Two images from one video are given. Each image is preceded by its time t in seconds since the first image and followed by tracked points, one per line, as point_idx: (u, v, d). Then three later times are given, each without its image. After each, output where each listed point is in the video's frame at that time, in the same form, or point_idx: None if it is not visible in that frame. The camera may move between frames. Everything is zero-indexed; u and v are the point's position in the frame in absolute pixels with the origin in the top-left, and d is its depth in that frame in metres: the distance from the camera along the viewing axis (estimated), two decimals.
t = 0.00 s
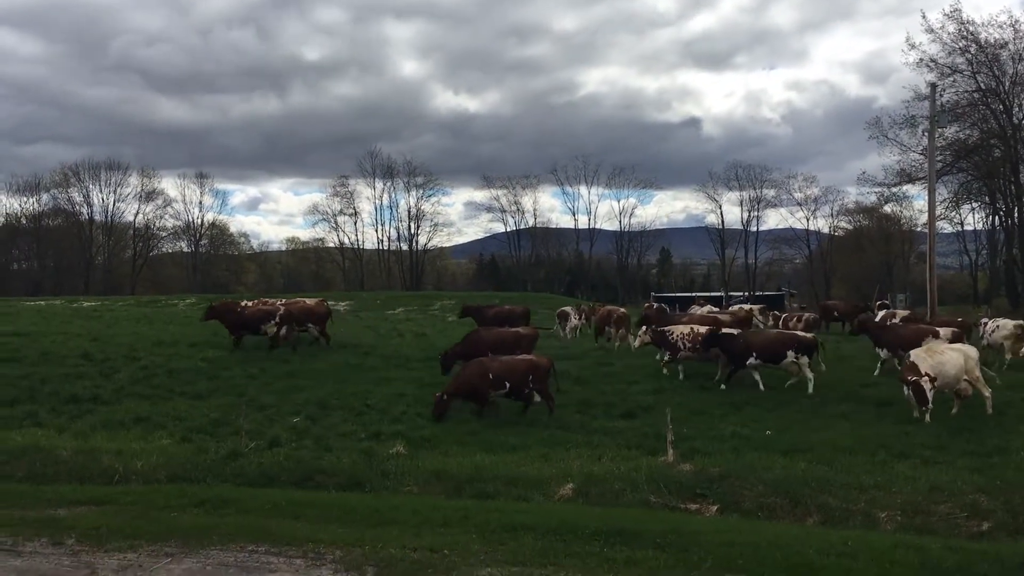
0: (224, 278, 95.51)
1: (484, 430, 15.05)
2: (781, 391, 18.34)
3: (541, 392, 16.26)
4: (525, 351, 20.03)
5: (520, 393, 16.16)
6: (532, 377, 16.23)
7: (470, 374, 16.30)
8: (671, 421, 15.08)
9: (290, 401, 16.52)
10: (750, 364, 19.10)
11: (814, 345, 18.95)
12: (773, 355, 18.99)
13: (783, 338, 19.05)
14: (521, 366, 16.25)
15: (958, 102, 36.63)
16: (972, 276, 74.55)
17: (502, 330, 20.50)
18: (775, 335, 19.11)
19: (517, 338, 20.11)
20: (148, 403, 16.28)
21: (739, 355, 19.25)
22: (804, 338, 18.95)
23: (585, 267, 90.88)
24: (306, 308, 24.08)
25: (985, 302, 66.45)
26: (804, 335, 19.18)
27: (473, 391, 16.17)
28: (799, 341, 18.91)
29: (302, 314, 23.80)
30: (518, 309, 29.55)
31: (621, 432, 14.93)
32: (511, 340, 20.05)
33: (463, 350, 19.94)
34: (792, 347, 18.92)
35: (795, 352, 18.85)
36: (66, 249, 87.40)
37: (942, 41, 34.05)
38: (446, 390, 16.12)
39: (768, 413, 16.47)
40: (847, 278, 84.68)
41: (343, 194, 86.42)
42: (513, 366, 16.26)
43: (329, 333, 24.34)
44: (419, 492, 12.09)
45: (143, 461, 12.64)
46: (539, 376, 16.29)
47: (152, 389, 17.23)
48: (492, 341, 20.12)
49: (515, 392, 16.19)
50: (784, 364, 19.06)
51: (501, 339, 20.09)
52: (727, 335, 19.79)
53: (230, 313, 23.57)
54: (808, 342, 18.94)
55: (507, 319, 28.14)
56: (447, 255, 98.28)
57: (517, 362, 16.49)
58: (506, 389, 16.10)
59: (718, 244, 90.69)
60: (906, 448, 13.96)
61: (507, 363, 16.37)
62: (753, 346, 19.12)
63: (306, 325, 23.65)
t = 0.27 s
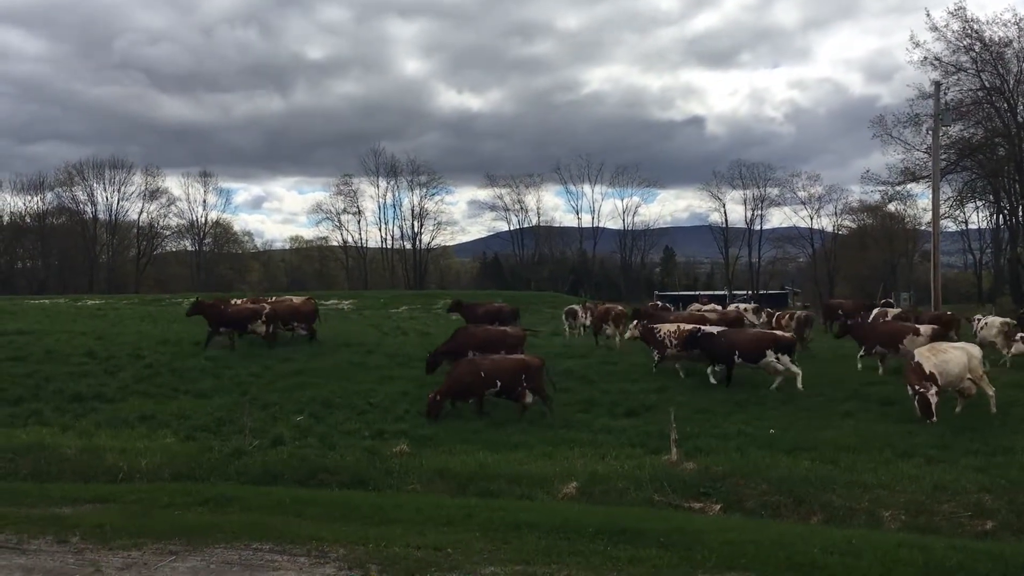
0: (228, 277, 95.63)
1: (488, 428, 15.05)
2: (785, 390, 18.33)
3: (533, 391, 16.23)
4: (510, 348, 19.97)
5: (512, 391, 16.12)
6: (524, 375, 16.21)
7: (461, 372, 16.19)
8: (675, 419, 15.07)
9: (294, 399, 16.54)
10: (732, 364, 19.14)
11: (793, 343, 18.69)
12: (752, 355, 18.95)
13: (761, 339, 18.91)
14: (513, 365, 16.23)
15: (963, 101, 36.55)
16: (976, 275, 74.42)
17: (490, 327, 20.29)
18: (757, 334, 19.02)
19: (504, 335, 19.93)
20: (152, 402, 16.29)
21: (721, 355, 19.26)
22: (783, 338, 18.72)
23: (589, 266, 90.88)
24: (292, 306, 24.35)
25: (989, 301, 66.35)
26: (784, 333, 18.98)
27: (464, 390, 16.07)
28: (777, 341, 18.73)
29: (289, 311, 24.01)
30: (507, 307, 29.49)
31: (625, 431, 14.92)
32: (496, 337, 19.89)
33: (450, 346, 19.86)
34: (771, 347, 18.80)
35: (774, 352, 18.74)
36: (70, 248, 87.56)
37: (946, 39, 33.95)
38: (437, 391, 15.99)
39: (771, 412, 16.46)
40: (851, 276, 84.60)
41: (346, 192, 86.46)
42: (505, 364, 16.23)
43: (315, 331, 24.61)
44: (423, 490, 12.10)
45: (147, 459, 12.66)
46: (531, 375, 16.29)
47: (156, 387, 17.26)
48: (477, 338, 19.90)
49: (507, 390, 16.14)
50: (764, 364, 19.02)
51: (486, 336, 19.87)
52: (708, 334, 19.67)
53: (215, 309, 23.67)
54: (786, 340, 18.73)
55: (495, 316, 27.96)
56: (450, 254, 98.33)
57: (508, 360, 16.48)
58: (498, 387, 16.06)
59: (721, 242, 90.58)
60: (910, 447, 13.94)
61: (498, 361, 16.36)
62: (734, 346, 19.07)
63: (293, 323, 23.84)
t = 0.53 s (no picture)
0: (232, 275, 95.67)
1: (491, 427, 15.05)
2: (789, 389, 18.31)
3: (525, 389, 16.13)
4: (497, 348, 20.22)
5: (503, 390, 16.05)
6: (515, 373, 16.18)
7: (452, 371, 16.24)
8: (678, 418, 15.05)
9: (298, 398, 16.54)
10: (715, 361, 19.18)
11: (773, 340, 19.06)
12: (734, 352, 19.09)
13: (743, 336, 19.12)
14: (504, 363, 16.20)
15: (967, 99, 36.48)
16: (980, 274, 74.26)
17: (475, 328, 20.48)
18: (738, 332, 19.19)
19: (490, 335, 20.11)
20: (156, 401, 16.32)
21: (704, 352, 19.26)
22: (763, 334, 19.04)
23: (592, 265, 90.88)
24: (280, 303, 24.55)
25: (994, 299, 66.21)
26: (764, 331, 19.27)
27: (455, 389, 16.07)
28: (758, 338, 19.01)
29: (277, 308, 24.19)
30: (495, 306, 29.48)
31: (628, 430, 14.91)
32: (482, 337, 20.08)
33: (437, 346, 19.96)
34: (752, 343, 19.03)
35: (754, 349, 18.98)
36: (74, 247, 87.66)
37: (950, 37, 33.88)
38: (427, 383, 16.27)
39: (775, 410, 16.44)
40: (855, 275, 84.51)
41: (350, 191, 86.47)
42: (496, 362, 16.19)
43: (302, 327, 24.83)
44: (427, 489, 12.10)
45: (151, 458, 12.68)
46: (522, 373, 16.24)
47: (160, 386, 17.28)
48: (464, 338, 20.06)
49: (499, 389, 16.07)
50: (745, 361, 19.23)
51: (473, 335, 20.05)
52: (690, 331, 19.84)
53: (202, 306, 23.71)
54: (766, 338, 19.03)
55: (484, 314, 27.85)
56: (453, 253, 98.33)
57: (500, 359, 16.42)
58: (489, 385, 16.00)
59: (725, 241, 90.46)
60: (914, 446, 13.92)
61: (489, 360, 16.30)
62: (717, 343, 19.12)
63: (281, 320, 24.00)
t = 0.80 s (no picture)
0: (235, 275, 95.83)
1: (495, 427, 15.04)
2: (792, 388, 18.29)
3: (514, 388, 16.31)
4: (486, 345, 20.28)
5: (493, 389, 16.21)
6: (505, 372, 16.27)
7: (443, 369, 16.38)
8: (682, 417, 15.04)
9: (301, 398, 16.55)
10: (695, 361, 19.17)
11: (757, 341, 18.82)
12: (717, 351, 18.98)
13: (727, 336, 18.99)
14: (494, 362, 16.28)
15: (970, 97, 36.43)
16: (984, 272, 74.11)
17: (463, 324, 20.55)
18: (720, 331, 19.08)
19: (479, 333, 20.30)
20: (160, 400, 16.34)
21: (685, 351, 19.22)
22: (747, 334, 18.86)
23: (595, 264, 90.87)
24: (268, 303, 24.60)
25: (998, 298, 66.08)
26: (748, 330, 19.08)
27: (445, 386, 16.20)
28: (742, 337, 18.84)
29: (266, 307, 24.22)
30: (483, 304, 29.42)
31: (631, 429, 14.90)
32: (471, 335, 20.18)
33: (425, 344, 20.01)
34: (736, 344, 18.88)
35: (737, 348, 18.84)
36: (78, 246, 87.81)
37: (954, 35, 33.82)
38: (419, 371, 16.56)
39: (779, 410, 16.42)
40: (858, 274, 84.44)
41: (353, 191, 86.52)
42: (487, 362, 16.27)
43: (291, 328, 24.94)
44: (430, 488, 12.11)
45: (155, 457, 12.70)
46: (513, 372, 16.34)
47: (164, 386, 17.29)
48: (453, 335, 20.14)
49: (489, 387, 16.23)
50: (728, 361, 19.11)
51: (462, 333, 20.17)
52: (675, 330, 19.77)
53: (189, 305, 23.67)
54: (751, 338, 18.84)
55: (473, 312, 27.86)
56: (457, 252, 98.34)
57: (490, 357, 16.49)
58: (479, 384, 16.12)
59: (728, 240, 90.31)
60: (918, 445, 13.89)
61: (480, 358, 16.37)
62: (698, 342, 19.10)
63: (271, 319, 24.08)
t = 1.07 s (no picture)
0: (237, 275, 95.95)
1: (498, 426, 15.05)
2: (794, 387, 18.30)
3: (503, 389, 16.15)
4: (472, 344, 20.30)
5: (480, 391, 16.04)
6: (493, 374, 16.12)
7: (429, 371, 16.24)
8: (684, 417, 15.04)
9: (303, 398, 16.55)
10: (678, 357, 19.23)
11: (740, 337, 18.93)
12: (700, 348, 19.09)
13: (710, 333, 19.11)
14: (481, 364, 16.11)
15: (972, 96, 36.41)
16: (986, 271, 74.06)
17: (451, 324, 20.64)
18: (703, 329, 19.16)
19: (465, 332, 20.33)
20: (162, 400, 16.35)
21: (669, 347, 19.30)
22: (731, 331, 18.98)
23: (597, 263, 90.92)
24: (254, 303, 24.53)
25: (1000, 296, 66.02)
26: (732, 327, 19.21)
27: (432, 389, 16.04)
28: (725, 334, 18.97)
29: (253, 307, 24.25)
30: (469, 304, 29.37)
31: (633, 429, 14.89)
32: (458, 335, 20.24)
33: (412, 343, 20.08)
34: (720, 341, 19.01)
35: (721, 345, 18.97)
36: (80, 246, 87.86)
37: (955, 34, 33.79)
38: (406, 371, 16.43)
39: (781, 410, 16.42)
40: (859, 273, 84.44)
41: (354, 190, 86.55)
42: (473, 364, 16.11)
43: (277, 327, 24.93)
44: (432, 488, 12.10)
45: (156, 457, 12.71)
46: (500, 373, 16.17)
47: (166, 386, 17.30)
48: (440, 335, 20.17)
49: (476, 389, 16.05)
50: (712, 358, 19.21)
51: (449, 333, 20.20)
52: (659, 329, 19.86)
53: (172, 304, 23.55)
54: (734, 334, 18.96)
55: (458, 310, 27.78)
56: (458, 252, 98.37)
57: (478, 360, 16.30)
58: (465, 386, 15.95)
59: (729, 239, 90.12)
60: (920, 445, 13.89)
61: (466, 361, 16.19)
62: (683, 341, 19.14)
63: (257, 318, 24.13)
